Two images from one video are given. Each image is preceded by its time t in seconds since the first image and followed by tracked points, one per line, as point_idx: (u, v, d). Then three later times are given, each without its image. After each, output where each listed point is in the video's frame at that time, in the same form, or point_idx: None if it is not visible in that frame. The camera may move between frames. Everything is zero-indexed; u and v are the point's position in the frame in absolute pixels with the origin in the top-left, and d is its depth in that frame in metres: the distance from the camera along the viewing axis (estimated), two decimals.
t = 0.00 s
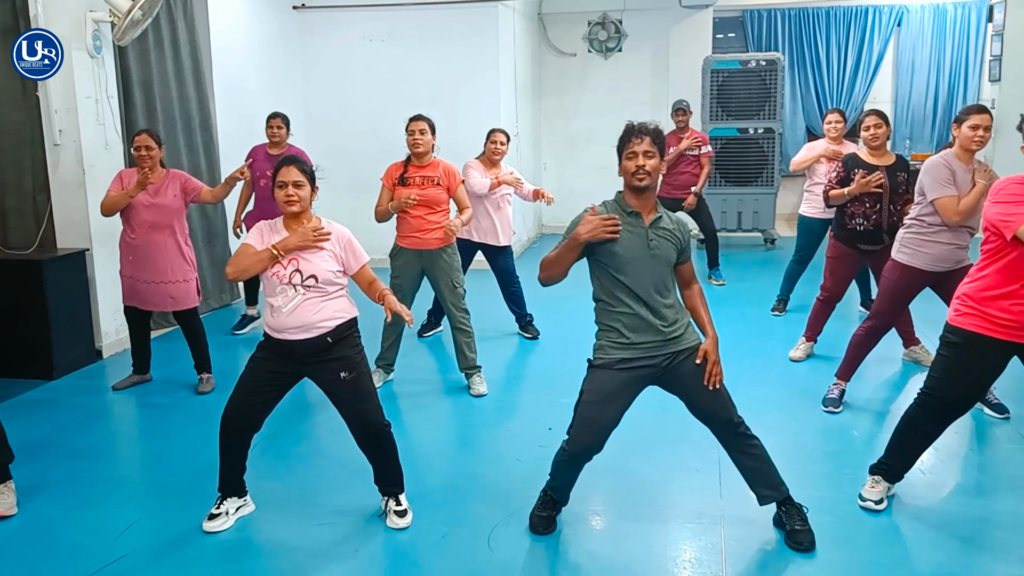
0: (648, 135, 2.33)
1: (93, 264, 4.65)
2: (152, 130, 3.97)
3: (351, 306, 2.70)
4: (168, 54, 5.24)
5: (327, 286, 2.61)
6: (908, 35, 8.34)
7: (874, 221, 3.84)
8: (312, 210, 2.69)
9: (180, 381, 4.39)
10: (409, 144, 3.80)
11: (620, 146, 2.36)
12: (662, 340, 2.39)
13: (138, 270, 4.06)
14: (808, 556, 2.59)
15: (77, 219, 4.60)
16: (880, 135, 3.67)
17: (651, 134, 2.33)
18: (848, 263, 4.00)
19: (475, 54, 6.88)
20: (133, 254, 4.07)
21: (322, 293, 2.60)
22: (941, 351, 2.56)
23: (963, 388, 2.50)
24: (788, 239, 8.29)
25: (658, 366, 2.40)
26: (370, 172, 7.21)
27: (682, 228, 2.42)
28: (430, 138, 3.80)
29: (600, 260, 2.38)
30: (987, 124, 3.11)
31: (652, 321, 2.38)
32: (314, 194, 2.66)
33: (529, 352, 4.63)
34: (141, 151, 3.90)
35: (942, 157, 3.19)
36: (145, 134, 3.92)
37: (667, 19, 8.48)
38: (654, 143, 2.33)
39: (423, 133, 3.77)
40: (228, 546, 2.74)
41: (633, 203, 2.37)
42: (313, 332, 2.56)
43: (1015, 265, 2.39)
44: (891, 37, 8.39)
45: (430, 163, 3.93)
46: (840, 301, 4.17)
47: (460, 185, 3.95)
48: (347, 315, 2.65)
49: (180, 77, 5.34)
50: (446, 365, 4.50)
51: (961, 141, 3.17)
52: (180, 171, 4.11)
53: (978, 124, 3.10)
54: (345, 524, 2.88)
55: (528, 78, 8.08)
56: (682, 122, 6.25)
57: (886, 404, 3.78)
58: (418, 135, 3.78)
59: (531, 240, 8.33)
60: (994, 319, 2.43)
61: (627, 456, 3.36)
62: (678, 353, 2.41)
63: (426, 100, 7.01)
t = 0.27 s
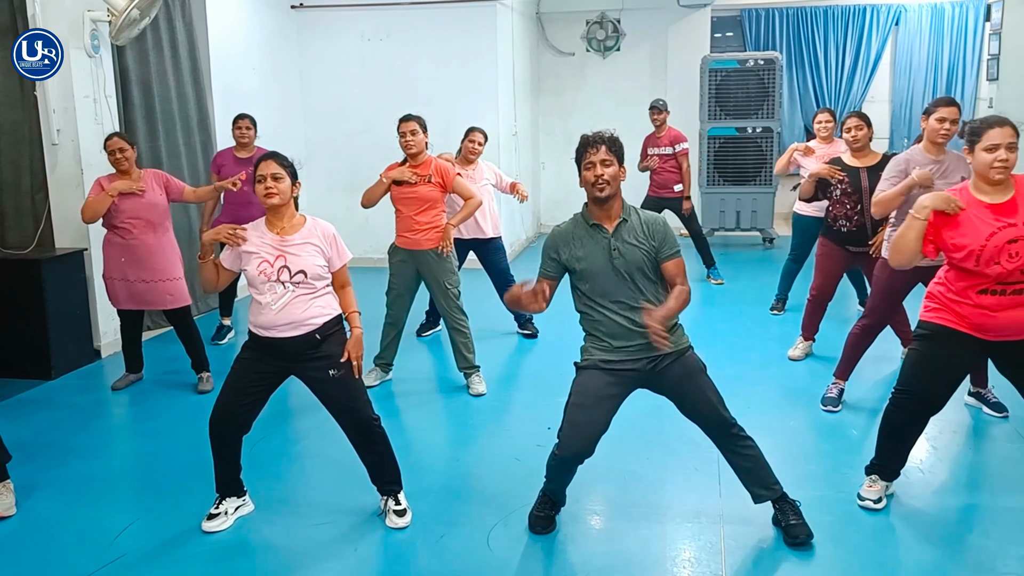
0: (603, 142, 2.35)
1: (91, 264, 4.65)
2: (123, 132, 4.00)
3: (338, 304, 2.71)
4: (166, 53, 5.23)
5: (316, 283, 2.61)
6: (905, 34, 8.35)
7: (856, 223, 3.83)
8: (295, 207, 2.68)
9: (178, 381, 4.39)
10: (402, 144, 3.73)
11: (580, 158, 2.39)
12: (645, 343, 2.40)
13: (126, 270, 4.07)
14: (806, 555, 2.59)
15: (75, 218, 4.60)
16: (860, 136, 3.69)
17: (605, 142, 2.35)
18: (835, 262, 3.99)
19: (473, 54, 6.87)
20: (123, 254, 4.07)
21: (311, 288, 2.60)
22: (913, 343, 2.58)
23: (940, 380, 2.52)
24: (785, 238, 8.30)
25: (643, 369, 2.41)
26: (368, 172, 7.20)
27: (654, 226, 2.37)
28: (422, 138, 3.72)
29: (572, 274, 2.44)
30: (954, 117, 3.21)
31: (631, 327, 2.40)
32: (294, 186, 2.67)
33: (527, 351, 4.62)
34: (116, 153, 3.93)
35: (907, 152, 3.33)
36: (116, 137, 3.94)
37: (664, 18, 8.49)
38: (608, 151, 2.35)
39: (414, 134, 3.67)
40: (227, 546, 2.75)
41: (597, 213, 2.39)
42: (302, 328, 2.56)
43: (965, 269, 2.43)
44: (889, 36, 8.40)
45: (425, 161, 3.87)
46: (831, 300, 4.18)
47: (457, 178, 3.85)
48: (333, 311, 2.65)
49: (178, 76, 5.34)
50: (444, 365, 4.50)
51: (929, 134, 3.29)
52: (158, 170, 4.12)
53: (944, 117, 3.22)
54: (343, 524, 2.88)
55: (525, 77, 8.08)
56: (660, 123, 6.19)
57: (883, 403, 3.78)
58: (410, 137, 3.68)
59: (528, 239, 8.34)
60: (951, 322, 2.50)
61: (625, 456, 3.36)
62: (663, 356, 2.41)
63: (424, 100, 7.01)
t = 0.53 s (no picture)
0: (617, 143, 2.30)
1: (87, 265, 4.64)
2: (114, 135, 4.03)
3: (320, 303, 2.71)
4: (163, 53, 5.23)
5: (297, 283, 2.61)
6: (902, 34, 8.36)
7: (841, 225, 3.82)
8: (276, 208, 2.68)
9: (175, 381, 4.39)
10: (391, 145, 3.79)
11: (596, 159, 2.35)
12: (646, 347, 2.39)
13: (122, 271, 4.06)
14: (803, 554, 2.60)
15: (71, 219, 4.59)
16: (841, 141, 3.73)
17: (617, 143, 2.30)
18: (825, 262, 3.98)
19: (470, 53, 6.87)
20: (119, 257, 4.06)
21: (291, 289, 2.59)
22: (902, 340, 2.59)
23: (927, 376, 2.54)
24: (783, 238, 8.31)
25: (644, 372, 2.41)
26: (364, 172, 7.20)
27: (663, 227, 2.30)
28: (411, 139, 3.79)
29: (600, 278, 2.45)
30: (921, 115, 3.22)
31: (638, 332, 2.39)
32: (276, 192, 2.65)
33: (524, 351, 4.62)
34: (106, 154, 3.95)
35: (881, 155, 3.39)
36: (106, 139, 3.98)
37: (660, 18, 8.49)
38: (622, 151, 2.29)
39: (402, 135, 3.74)
40: (223, 546, 2.74)
41: (619, 216, 2.37)
42: (282, 330, 2.57)
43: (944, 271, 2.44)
44: (885, 36, 8.40)
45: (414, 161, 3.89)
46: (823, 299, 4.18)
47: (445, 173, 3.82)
48: (314, 311, 2.66)
49: (174, 76, 5.33)
50: (441, 365, 4.49)
51: (898, 134, 3.32)
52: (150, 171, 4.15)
53: (910, 117, 3.23)
54: (339, 524, 2.87)
55: (522, 78, 8.08)
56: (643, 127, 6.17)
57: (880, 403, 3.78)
58: (398, 137, 3.75)
59: (525, 239, 8.34)
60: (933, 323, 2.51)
61: (622, 455, 3.36)
62: (666, 361, 2.39)
63: (420, 101, 7.01)
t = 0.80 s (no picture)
0: (666, 140, 2.25)
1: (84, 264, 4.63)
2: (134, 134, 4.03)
3: (311, 302, 2.70)
4: (159, 52, 5.22)
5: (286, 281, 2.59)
6: (898, 35, 8.37)
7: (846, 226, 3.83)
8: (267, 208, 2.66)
9: (172, 381, 4.38)
10: (393, 145, 3.80)
11: (644, 156, 2.29)
12: (678, 346, 2.34)
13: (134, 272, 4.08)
14: (800, 554, 2.60)
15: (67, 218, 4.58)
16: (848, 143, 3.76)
17: (668, 140, 2.24)
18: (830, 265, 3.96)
19: (467, 53, 6.87)
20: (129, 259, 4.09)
21: (279, 288, 2.58)
22: (920, 342, 2.57)
23: (937, 378, 2.53)
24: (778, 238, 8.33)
25: (672, 371, 2.35)
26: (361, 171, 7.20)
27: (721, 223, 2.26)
28: (413, 139, 3.81)
29: (645, 274, 2.40)
30: (933, 118, 3.22)
31: (678, 333, 2.34)
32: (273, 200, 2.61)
33: (520, 351, 4.62)
34: (124, 154, 3.95)
35: (898, 159, 3.39)
36: (125, 137, 3.97)
37: (657, 18, 8.49)
38: (673, 148, 2.24)
39: (406, 134, 3.77)
40: (218, 546, 2.74)
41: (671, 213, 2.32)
42: (275, 329, 2.56)
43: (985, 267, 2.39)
44: (881, 36, 8.41)
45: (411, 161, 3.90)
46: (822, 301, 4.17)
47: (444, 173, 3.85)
48: (306, 311, 2.65)
49: (170, 75, 5.32)
50: (437, 365, 4.49)
51: (914, 139, 3.30)
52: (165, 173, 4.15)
53: (923, 121, 3.23)
54: (335, 524, 2.87)
55: (519, 78, 8.08)
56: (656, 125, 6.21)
57: (876, 404, 3.78)
58: (403, 137, 3.77)
59: (522, 239, 8.34)
60: (959, 317, 2.47)
61: (619, 456, 3.35)
62: (697, 360, 2.34)
63: (417, 101, 7.01)
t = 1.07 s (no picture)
0: (712, 139, 2.29)
1: (81, 264, 4.63)
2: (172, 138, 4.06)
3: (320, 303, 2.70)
4: (157, 52, 5.21)
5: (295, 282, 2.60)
6: (896, 36, 8.36)
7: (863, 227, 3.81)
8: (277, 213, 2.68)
9: (170, 381, 4.38)
10: (414, 146, 3.78)
11: (687, 155, 2.33)
12: (698, 346, 2.35)
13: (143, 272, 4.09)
14: (797, 554, 2.60)
15: (64, 217, 4.57)
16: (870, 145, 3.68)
17: (714, 139, 2.29)
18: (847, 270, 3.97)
19: (464, 53, 6.87)
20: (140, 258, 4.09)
21: (289, 290, 2.59)
22: (942, 348, 2.58)
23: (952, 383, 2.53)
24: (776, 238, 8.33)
25: (689, 371, 2.37)
26: (358, 171, 7.19)
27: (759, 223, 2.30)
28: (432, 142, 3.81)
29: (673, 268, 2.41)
30: (968, 126, 3.16)
31: (699, 331, 2.35)
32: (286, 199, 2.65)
33: (518, 352, 4.62)
34: (159, 157, 3.96)
35: (932, 159, 3.31)
36: (163, 140, 4.00)
37: (655, 19, 8.49)
38: (718, 148, 2.29)
39: (427, 138, 3.76)
40: (215, 546, 2.73)
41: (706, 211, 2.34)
42: (284, 331, 2.56)
43: None
44: (879, 36, 8.41)
45: (425, 165, 3.92)
46: (822, 303, 4.18)
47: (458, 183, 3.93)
48: (316, 314, 2.65)
49: (168, 74, 5.32)
50: (435, 365, 4.49)
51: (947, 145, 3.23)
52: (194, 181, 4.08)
53: (958, 127, 3.16)
54: (332, 524, 2.87)
55: (517, 78, 8.09)
56: (676, 124, 6.26)
57: (873, 404, 3.79)
58: (424, 141, 3.76)
59: (520, 239, 8.33)
60: (989, 316, 2.45)
61: (617, 456, 3.36)
62: (716, 361, 2.35)
63: (415, 101, 7.01)
